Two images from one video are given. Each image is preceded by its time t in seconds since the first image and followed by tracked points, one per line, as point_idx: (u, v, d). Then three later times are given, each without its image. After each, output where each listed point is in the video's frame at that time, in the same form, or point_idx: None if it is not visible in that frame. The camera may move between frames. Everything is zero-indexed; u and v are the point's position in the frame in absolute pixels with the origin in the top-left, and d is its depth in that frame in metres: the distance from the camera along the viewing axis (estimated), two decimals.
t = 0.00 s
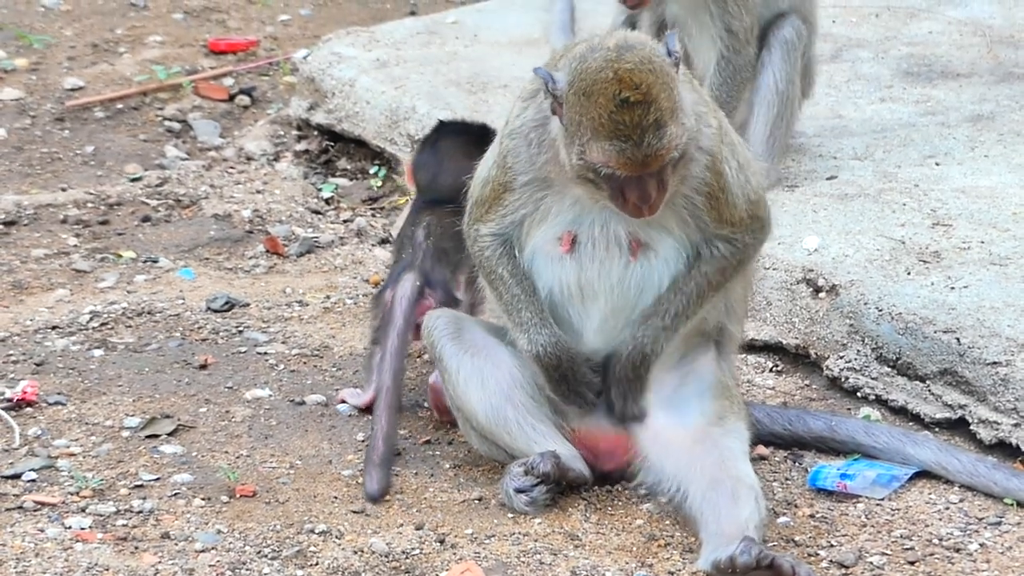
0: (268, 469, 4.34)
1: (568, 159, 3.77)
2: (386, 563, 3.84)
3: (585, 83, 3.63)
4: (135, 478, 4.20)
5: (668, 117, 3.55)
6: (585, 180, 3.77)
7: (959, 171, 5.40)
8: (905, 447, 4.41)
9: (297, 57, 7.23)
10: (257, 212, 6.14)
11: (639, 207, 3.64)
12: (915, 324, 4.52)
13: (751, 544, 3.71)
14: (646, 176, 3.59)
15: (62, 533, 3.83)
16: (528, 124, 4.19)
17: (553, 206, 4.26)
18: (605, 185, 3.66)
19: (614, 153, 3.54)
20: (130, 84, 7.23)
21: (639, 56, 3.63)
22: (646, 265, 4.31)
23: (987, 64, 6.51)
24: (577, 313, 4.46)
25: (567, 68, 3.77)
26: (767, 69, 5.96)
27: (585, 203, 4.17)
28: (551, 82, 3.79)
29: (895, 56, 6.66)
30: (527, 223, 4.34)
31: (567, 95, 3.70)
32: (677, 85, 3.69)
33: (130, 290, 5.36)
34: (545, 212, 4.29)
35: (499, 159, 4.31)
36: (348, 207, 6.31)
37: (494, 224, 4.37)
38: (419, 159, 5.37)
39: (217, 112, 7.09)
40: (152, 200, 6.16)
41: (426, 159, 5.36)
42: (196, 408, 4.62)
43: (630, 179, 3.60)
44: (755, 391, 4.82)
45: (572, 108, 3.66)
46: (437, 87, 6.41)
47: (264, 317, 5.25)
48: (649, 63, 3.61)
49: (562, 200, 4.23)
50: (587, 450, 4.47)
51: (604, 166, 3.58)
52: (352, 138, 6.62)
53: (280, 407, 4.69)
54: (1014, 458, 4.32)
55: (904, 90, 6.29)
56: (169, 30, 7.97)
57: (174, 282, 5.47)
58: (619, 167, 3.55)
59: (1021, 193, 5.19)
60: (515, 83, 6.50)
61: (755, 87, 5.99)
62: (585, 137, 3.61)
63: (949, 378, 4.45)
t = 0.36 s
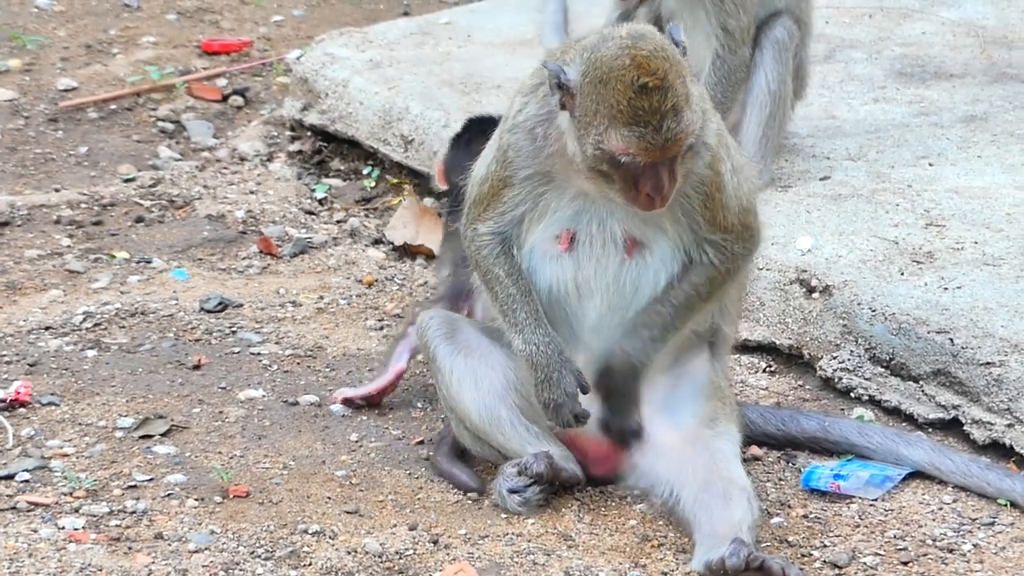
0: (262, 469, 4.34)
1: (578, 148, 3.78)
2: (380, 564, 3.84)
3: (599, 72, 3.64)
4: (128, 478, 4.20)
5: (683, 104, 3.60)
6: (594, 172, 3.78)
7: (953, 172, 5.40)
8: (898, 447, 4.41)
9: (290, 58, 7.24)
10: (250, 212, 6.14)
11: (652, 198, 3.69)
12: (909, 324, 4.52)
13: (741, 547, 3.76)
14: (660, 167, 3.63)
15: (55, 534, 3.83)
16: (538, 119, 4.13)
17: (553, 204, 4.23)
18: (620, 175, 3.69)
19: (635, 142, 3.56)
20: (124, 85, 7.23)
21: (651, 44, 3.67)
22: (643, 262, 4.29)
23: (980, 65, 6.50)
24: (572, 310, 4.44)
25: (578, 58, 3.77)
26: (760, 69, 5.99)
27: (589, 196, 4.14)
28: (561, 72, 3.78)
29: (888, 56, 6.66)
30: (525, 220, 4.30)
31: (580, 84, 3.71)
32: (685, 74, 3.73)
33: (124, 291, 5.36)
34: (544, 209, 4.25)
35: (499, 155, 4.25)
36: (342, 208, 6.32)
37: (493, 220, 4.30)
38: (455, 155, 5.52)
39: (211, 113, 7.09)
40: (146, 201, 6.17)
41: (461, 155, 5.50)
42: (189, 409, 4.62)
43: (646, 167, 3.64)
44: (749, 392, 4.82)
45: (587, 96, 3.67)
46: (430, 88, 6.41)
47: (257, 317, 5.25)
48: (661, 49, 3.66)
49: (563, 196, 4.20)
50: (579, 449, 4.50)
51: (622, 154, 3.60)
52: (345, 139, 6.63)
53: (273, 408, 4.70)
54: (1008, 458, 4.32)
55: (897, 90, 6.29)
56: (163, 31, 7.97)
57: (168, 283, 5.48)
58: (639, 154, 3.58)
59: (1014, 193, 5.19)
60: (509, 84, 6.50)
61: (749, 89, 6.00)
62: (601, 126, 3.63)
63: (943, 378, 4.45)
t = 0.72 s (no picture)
0: (255, 469, 4.34)
1: (588, 133, 3.80)
2: (373, 563, 3.84)
3: (611, 50, 3.70)
4: (122, 478, 4.20)
5: (694, 76, 3.66)
6: (605, 157, 3.80)
7: (946, 171, 5.40)
8: (892, 446, 4.40)
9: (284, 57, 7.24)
10: (244, 211, 6.14)
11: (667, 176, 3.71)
12: (902, 323, 4.53)
13: (730, 547, 3.75)
14: (675, 142, 3.67)
15: (48, 533, 3.83)
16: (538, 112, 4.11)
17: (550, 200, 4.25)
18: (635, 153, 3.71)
19: (656, 112, 3.59)
20: (118, 84, 7.23)
21: (657, 22, 3.74)
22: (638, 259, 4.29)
23: (974, 63, 6.50)
24: (566, 307, 4.43)
25: (584, 41, 3.82)
26: (752, 69, 6.00)
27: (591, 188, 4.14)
28: (570, 55, 3.82)
29: (882, 55, 6.66)
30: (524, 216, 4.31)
31: (590, 63, 3.76)
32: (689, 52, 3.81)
33: (117, 290, 5.36)
34: (543, 202, 4.25)
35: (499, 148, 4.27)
36: (335, 207, 6.32)
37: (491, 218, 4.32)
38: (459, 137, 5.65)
39: (204, 112, 7.09)
40: (140, 200, 6.17)
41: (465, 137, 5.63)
42: (182, 408, 4.62)
43: (663, 143, 3.67)
44: (742, 391, 4.82)
45: (601, 74, 3.71)
46: (424, 87, 6.42)
47: (251, 317, 5.25)
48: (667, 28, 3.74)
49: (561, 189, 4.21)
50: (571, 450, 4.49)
51: (643, 128, 3.63)
52: (339, 138, 6.65)
53: (266, 408, 4.70)
54: (1001, 457, 4.32)
55: (890, 89, 6.29)
56: (157, 31, 7.97)
57: (161, 282, 5.48)
58: (660, 125, 3.60)
59: (1007, 191, 5.19)
60: (502, 83, 6.50)
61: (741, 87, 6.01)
62: (618, 102, 3.66)
63: (936, 377, 4.45)
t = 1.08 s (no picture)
0: (247, 468, 4.34)
1: (610, 115, 3.84)
2: (364, 562, 3.84)
3: (630, 27, 3.76)
4: (113, 477, 4.20)
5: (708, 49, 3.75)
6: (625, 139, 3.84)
7: (937, 168, 5.41)
8: (883, 444, 4.41)
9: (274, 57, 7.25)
10: (235, 211, 6.15)
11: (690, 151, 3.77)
12: (893, 320, 4.53)
13: (718, 546, 3.76)
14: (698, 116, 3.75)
15: (39, 533, 3.83)
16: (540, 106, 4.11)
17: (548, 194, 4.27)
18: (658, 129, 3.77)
19: (682, 83, 3.66)
20: (108, 84, 7.23)
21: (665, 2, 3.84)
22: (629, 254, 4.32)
23: (964, 61, 6.51)
24: (557, 303, 4.45)
25: (597, 25, 3.88)
26: (741, 67, 5.97)
27: (590, 178, 4.19)
28: (586, 39, 3.86)
29: (873, 53, 6.67)
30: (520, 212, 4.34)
31: (609, 44, 3.81)
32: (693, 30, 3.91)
33: (108, 290, 5.36)
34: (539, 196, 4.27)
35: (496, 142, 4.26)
36: (326, 206, 6.33)
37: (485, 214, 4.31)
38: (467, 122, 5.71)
39: (195, 112, 7.10)
40: (131, 200, 6.17)
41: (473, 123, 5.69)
42: (174, 407, 4.62)
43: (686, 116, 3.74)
44: (733, 388, 4.82)
45: (622, 53, 3.76)
46: (414, 86, 6.42)
47: (242, 316, 5.25)
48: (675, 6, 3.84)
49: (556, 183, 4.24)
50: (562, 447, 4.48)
51: (671, 102, 3.69)
52: (330, 138, 6.62)
53: (257, 407, 4.70)
54: (993, 454, 4.31)
55: (881, 87, 6.30)
56: (147, 30, 7.97)
57: (152, 282, 5.48)
58: (688, 98, 3.67)
59: (998, 189, 5.19)
60: (493, 82, 6.51)
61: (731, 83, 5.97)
62: (643, 78, 3.72)
63: (927, 375, 4.46)
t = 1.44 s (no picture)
0: (237, 468, 4.34)
1: (623, 107, 3.88)
2: (355, 562, 3.84)
3: (643, 18, 3.83)
4: (104, 478, 4.20)
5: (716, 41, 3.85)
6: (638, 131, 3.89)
7: (927, 169, 5.41)
8: (873, 444, 4.40)
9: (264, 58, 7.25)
10: (225, 212, 6.15)
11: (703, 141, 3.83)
12: (883, 321, 4.53)
13: (707, 547, 3.77)
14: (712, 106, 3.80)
15: (30, 533, 3.83)
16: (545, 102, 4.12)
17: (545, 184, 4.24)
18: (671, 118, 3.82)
19: (699, 70, 3.73)
20: (99, 85, 7.24)
21: None
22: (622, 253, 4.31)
23: (955, 62, 6.51)
24: (545, 301, 4.43)
25: (607, 18, 3.93)
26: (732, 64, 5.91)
27: (589, 174, 4.19)
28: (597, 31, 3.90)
29: (863, 54, 6.67)
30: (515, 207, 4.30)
31: (622, 35, 3.86)
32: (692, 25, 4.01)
33: (99, 291, 5.36)
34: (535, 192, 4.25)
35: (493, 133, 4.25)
36: (316, 207, 6.33)
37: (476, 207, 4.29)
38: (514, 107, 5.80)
39: (185, 112, 7.11)
40: (121, 200, 6.17)
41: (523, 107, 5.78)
42: (164, 408, 4.63)
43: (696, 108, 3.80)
44: (724, 389, 4.83)
45: (636, 44, 3.82)
46: (405, 87, 6.43)
47: (232, 317, 5.26)
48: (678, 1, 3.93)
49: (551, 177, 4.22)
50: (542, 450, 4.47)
51: (689, 89, 3.75)
52: (320, 138, 6.62)
53: (248, 407, 4.70)
54: (983, 455, 4.30)
55: (871, 88, 6.30)
56: (138, 31, 7.97)
57: (143, 282, 5.48)
58: (705, 85, 3.74)
59: (988, 190, 5.20)
60: (483, 83, 6.53)
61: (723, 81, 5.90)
62: (659, 67, 3.78)
63: (917, 375, 4.46)
